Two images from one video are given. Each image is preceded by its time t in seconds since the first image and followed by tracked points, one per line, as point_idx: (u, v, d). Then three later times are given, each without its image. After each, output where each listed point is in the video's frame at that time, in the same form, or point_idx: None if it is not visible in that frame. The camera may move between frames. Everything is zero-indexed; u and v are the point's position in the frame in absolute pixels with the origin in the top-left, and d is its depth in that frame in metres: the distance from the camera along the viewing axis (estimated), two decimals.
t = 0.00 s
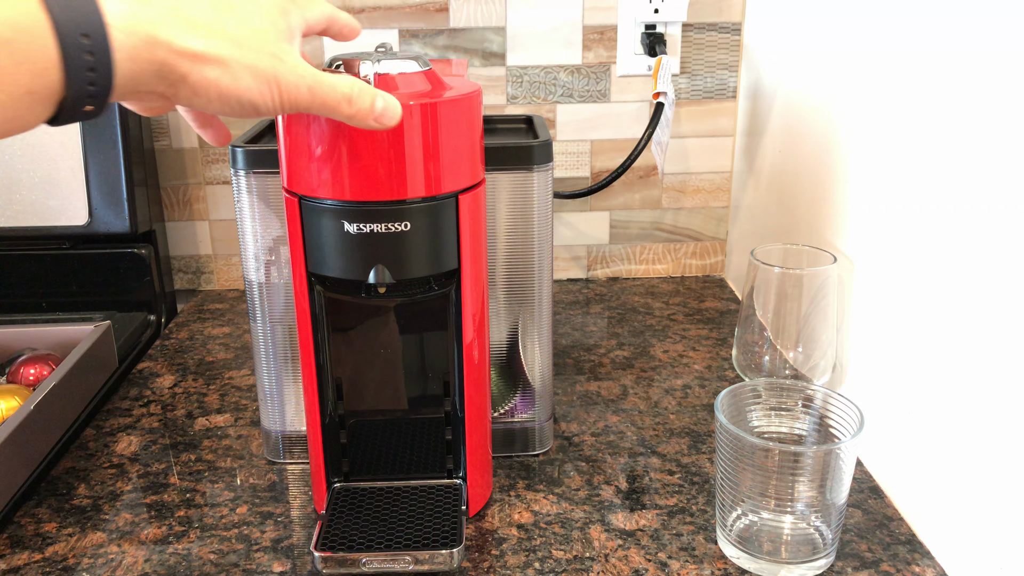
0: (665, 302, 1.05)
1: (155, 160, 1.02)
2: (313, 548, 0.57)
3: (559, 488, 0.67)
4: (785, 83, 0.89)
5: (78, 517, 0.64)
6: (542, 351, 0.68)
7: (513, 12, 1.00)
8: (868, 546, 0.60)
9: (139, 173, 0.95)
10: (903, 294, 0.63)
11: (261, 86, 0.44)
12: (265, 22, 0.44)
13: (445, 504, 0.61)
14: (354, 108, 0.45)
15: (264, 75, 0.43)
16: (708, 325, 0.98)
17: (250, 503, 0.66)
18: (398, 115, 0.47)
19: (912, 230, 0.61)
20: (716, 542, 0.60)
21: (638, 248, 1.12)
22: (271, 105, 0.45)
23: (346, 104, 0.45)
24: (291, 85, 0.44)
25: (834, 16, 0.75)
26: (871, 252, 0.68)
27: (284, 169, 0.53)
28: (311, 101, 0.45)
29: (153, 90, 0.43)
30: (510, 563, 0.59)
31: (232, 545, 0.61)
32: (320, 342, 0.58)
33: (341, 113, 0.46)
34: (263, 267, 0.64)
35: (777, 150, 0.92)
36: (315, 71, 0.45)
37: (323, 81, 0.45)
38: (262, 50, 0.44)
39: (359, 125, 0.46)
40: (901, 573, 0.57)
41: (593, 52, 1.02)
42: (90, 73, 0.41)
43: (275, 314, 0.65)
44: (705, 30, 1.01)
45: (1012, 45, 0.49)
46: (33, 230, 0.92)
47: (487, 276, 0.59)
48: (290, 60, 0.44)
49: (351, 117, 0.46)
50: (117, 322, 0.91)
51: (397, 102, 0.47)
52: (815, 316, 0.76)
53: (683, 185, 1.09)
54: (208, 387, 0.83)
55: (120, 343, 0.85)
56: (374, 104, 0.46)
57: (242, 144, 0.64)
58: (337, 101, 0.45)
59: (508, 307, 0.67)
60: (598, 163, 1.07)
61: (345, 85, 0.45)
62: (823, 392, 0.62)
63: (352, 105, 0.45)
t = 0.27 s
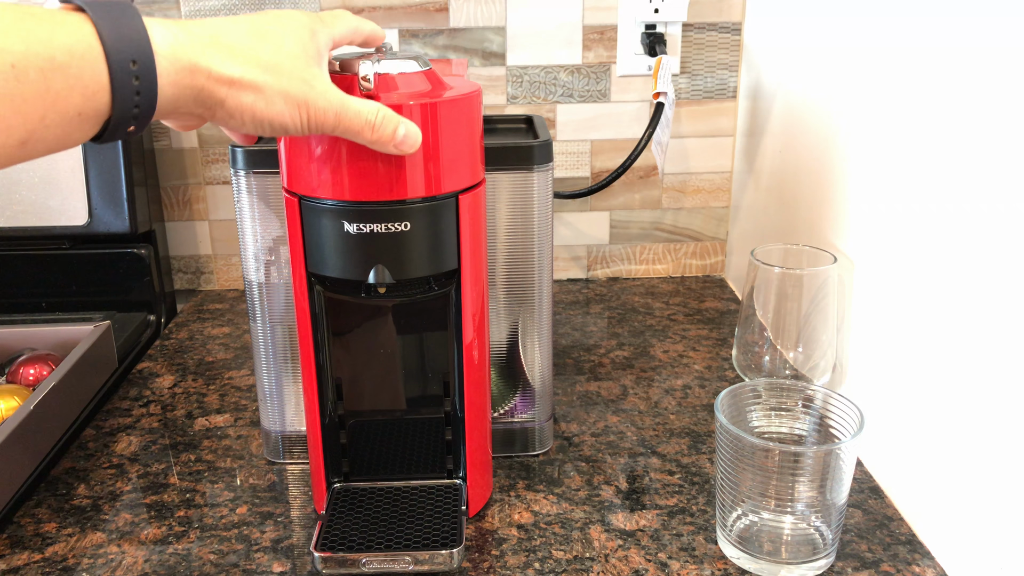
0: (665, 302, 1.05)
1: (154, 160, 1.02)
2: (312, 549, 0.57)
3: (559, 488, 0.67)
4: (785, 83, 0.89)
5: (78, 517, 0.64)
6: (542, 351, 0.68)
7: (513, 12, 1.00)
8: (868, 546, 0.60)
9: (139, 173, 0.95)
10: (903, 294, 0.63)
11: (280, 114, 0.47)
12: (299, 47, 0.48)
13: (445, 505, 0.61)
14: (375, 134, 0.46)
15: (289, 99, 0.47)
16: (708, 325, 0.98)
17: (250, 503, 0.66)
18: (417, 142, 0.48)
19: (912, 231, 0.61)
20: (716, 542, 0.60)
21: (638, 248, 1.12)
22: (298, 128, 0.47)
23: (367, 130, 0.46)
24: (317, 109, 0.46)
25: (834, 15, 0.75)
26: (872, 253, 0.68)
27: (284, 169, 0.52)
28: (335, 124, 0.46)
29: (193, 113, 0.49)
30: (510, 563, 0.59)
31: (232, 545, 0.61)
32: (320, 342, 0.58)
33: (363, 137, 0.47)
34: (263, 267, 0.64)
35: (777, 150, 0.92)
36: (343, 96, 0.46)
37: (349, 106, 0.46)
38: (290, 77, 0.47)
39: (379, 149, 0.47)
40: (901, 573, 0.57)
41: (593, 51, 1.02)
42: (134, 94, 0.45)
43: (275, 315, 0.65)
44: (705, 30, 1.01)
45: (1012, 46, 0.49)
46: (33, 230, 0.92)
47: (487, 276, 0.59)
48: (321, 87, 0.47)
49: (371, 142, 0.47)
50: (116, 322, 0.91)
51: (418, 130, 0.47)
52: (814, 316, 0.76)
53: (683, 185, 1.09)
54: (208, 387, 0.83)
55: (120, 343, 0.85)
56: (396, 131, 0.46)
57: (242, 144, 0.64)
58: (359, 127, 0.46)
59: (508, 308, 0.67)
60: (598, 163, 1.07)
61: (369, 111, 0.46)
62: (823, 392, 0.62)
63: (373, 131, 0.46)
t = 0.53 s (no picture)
0: (665, 302, 1.05)
1: (155, 160, 1.02)
2: (313, 548, 0.57)
3: (559, 488, 0.67)
4: (785, 83, 0.89)
5: (78, 517, 0.64)
6: (542, 351, 0.68)
7: (513, 12, 1.00)
8: (868, 546, 0.60)
9: (139, 173, 0.95)
10: (903, 293, 0.63)
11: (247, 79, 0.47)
12: (272, 23, 0.47)
13: (445, 504, 0.61)
14: (324, 117, 0.46)
15: (246, 66, 0.47)
16: (708, 325, 0.98)
17: (250, 503, 0.66)
18: (369, 135, 0.47)
19: (913, 230, 0.61)
20: (716, 542, 0.60)
21: (638, 248, 1.12)
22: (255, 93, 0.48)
23: (317, 112, 0.46)
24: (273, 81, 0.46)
25: (834, 15, 0.75)
26: (872, 253, 0.68)
27: (284, 169, 0.52)
28: (288, 99, 0.46)
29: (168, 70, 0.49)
30: (510, 563, 0.59)
31: (232, 545, 0.61)
32: (320, 342, 0.58)
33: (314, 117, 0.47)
34: (263, 267, 0.64)
35: (777, 150, 0.92)
36: (301, 75, 0.46)
37: (300, 85, 0.46)
38: (251, 48, 0.47)
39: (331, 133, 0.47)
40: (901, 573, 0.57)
41: (593, 52, 1.02)
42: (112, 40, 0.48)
43: (275, 314, 0.65)
44: (705, 30, 1.01)
45: (1012, 45, 0.49)
46: (33, 230, 0.91)
47: (487, 276, 0.59)
48: (277, 62, 0.47)
49: (321, 123, 0.47)
50: (117, 322, 0.91)
51: (372, 122, 0.47)
52: (815, 316, 0.76)
53: (683, 185, 1.09)
54: (208, 387, 0.83)
55: (120, 343, 0.85)
56: (346, 120, 0.46)
57: (242, 144, 0.64)
58: (311, 108, 0.46)
59: (508, 308, 0.67)
60: (598, 163, 1.07)
61: (324, 95, 0.46)
62: (823, 392, 0.62)
63: (323, 114, 0.46)
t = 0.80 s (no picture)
0: (665, 302, 1.05)
1: (154, 160, 1.02)
2: (313, 549, 0.57)
3: (559, 488, 0.67)
4: (785, 83, 0.89)
5: (78, 517, 0.64)
6: (542, 351, 0.68)
7: (513, 12, 1.00)
8: (868, 546, 0.60)
9: (139, 172, 0.95)
10: (903, 293, 0.63)
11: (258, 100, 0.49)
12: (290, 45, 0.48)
13: (445, 504, 0.61)
14: (330, 143, 0.47)
15: (260, 88, 0.48)
16: (708, 325, 0.98)
17: (250, 503, 0.66)
18: (373, 164, 0.48)
19: (913, 230, 0.61)
20: (716, 542, 0.60)
21: (638, 248, 1.12)
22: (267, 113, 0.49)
23: (324, 137, 0.47)
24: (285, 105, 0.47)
25: (835, 15, 0.75)
26: (872, 253, 0.68)
27: (284, 169, 0.53)
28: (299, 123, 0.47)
29: (177, 76, 0.51)
30: (510, 563, 0.59)
31: (232, 545, 0.61)
32: (320, 342, 0.58)
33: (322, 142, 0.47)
34: (262, 268, 0.64)
35: (777, 150, 0.92)
36: (313, 99, 0.47)
37: (311, 109, 0.47)
38: (266, 72, 0.48)
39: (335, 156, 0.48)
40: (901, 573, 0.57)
41: (593, 51, 1.02)
42: (137, 63, 0.49)
43: (275, 315, 0.65)
44: (705, 30, 1.01)
45: (1012, 45, 0.49)
46: (33, 230, 0.91)
47: (487, 276, 0.59)
48: (290, 83, 0.47)
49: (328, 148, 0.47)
50: (117, 322, 0.91)
51: (378, 152, 0.48)
52: (815, 316, 0.76)
53: (683, 185, 1.09)
54: (208, 387, 0.83)
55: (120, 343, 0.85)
56: (352, 149, 0.47)
57: (242, 144, 0.64)
58: (320, 133, 0.47)
59: (508, 308, 0.67)
60: (598, 163, 1.07)
61: (332, 122, 0.46)
62: (823, 393, 0.62)
63: (331, 140, 0.47)
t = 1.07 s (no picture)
0: (665, 302, 1.05)
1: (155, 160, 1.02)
2: (313, 548, 0.57)
3: (559, 488, 0.67)
4: (785, 83, 0.89)
5: (78, 517, 0.64)
6: (542, 351, 0.68)
7: (513, 12, 1.00)
8: (869, 546, 0.60)
9: (139, 172, 0.95)
10: (903, 292, 0.63)
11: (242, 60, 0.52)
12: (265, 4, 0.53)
13: (445, 504, 0.61)
14: (313, 77, 0.47)
15: (234, 36, 0.52)
16: (708, 325, 0.98)
17: (250, 503, 0.66)
18: (357, 94, 0.47)
19: (913, 230, 0.61)
20: (716, 542, 0.60)
21: (638, 248, 1.12)
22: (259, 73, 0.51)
23: (303, 73, 0.48)
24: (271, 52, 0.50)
25: (835, 15, 0.75)
26: (872, 253, 0.68)
27: (284, 169, 0.52)
28: (283, 67, 0.49)
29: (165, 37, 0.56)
30: (510, 563, 0.59)
31: (231, 545, 0.61)
32: (320, 342, 0.58)
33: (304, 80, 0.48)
34: (262, 268, 0.64)
35: (777, 150, 0.92)
36: (286, 42, 0.50)
37: (283, 48, 0.49)
38: (242, 22, 0.52)
39: (319, 95, 0.48)
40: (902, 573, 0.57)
41: (593, 52, 1.02)
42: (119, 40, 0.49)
43: (275, 315, 0.65)
44: (705, 30, 1.01)
45: (1012, 43, 0.49)
46: (33, 230, 0.91)
47: (487, 276, 0.59)
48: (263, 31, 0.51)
49: (310, 84, 0.47)
50: (117, 322, 0.91)
51: (362, 83, 0.47)
52: (815, 316, 0.76)
53: (683, 185, 1.09)
54: (208, 387, 0.83)
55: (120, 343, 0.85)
56: (333, 79, 0.47)
57: (242, 144, 0.64)
58: (296, 70, 0.48)
59: (509, 307, 0.67)
60: (598, 163, 1.07)
61: (315, 56, 0.48)
62: (823, 392, 0.62)
63: (313, 75, 0.47)
